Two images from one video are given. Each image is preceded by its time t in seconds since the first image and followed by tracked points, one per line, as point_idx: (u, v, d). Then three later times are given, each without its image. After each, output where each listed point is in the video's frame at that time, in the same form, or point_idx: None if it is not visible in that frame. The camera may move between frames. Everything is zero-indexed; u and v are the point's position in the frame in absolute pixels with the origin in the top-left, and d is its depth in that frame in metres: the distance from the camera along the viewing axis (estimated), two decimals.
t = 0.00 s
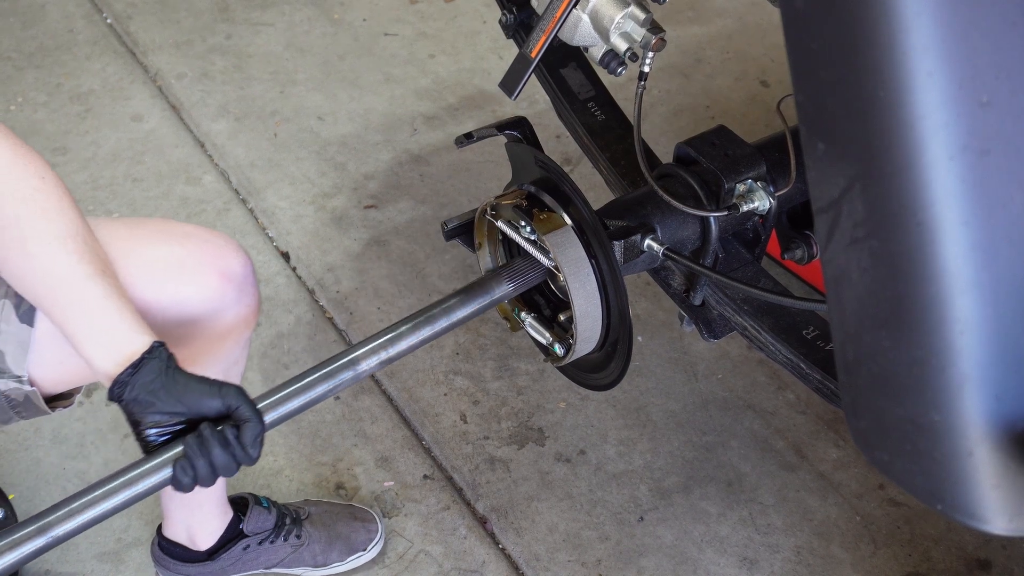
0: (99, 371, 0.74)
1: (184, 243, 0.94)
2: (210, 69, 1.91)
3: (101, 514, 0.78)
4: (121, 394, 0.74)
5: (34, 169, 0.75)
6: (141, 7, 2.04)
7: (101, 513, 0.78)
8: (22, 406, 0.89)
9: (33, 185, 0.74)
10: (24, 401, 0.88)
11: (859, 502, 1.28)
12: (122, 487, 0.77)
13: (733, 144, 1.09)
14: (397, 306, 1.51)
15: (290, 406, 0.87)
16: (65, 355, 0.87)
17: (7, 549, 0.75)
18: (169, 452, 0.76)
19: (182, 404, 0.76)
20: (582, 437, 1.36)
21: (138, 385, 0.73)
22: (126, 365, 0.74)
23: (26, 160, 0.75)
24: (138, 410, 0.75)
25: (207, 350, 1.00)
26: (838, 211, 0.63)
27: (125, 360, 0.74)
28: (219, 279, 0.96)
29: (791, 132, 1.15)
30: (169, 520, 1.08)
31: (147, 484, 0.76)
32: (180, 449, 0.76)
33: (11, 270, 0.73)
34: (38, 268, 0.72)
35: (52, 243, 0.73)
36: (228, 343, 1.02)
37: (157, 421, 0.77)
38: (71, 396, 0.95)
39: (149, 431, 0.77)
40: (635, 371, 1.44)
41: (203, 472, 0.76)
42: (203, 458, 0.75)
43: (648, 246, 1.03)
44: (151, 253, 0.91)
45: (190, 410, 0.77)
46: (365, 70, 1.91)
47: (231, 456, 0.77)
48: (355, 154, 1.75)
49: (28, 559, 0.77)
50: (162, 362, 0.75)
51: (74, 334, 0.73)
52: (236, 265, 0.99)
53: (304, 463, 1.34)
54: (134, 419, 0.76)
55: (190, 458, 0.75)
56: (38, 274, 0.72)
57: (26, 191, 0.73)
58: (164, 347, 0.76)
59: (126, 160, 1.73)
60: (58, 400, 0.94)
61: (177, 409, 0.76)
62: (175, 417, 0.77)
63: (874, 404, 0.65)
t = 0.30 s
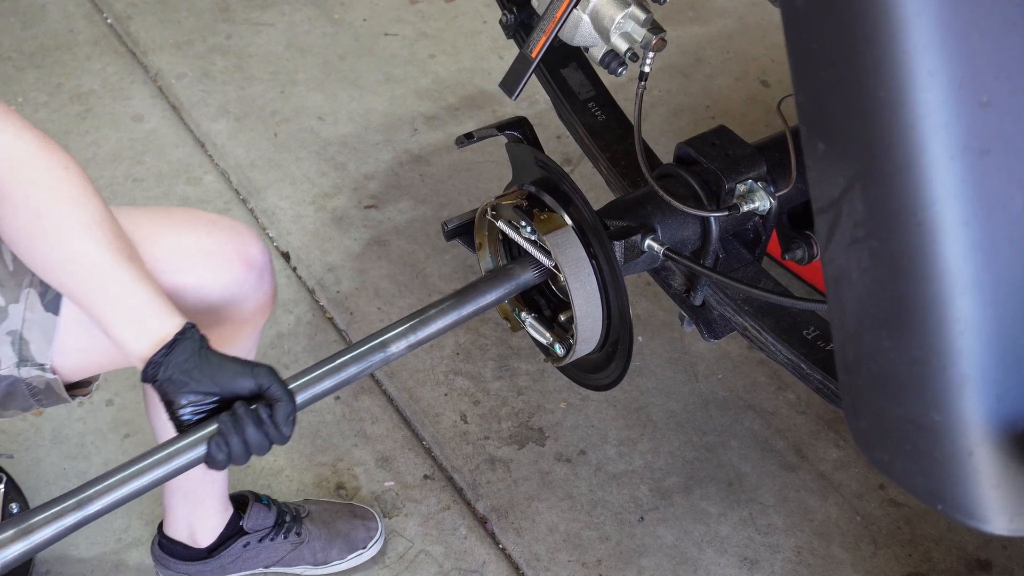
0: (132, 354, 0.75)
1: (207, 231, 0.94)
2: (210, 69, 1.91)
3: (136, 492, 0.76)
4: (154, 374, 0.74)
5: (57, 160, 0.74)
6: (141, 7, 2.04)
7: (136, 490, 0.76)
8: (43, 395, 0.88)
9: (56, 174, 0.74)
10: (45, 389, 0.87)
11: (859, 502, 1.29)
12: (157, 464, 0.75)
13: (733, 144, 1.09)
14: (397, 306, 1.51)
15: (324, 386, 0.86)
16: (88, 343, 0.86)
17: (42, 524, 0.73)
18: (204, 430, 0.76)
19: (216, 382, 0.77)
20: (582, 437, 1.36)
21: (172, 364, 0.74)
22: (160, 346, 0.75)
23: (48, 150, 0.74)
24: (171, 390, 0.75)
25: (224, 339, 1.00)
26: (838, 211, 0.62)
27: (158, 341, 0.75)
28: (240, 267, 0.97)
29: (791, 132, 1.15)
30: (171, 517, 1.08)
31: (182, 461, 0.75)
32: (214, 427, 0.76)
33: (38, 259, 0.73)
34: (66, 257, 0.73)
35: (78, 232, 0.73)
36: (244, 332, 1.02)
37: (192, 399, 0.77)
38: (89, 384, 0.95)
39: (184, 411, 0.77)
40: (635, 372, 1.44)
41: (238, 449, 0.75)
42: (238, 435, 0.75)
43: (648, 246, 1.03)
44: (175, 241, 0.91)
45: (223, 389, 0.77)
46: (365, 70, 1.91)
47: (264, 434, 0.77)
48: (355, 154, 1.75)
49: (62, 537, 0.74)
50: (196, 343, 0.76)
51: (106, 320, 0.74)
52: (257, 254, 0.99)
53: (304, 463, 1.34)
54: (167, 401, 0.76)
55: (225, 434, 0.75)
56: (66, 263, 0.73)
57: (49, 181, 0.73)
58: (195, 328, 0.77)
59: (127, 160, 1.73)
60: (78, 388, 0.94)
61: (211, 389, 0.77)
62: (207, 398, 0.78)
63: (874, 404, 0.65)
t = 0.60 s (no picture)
0: (168, 337, 0.77)
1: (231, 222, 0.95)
2: (210, 69, 1.91)
3: (172, 468, 0.79)
4: (191, 355, 0.76)
5: (82, 151, 0.74)
6: (141, 7, 2.04)
7: (173, 467, 0.79)
8: (71, 383, 0.87)
9: (84, 166, 0.73)
10: (73, 376, 0.87)
11: (859, 502, 1.28)
12: (194, 442, 0.78)
13: (733, 144, 1.09)
14: (397, 306, 1.52)
15: (357, 368, 0.88)
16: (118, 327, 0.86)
17: (81, 498, 0.76)
18: (239, 409, 0.79)
19: (251, 361, 0.78)
20: (582, 438, 1.36)
21: (208, 345, 0.76)
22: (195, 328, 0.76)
23: (72, 141, 0.74)
24: (207, 369, 0.78)
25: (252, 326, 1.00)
26: (839, 211, 0.62)
27: (194, 323, 0.76)
28: (262, 257, 0.97)
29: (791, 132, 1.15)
30: (174, 514, 1.09)
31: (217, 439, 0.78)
32: (251, 406, 0.79)
33: (67, 250, 0.73)
34: (97, 247, 0.73)
35: (107, 222, 0.73)
36: (265, 321, 1.03)
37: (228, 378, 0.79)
38: (112, 370, 0.95)
39: (219, 390, 0.80)
40: (635, 372, 1.44)
41: (274, 428, 0.78)
42: (274, 414, 0.78)
43: (649, 246, 1.03)
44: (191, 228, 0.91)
45: (258, 369, 0.79)
46: (365, 70, 1.91)
47: (300, 414, 0.80)
48: (355, 154, 1.75)
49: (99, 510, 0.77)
50: (231, 324, 0.77)
51: (139, 306, 0.75)
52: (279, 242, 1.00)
53: (304, 463, 1.34)
54: (203, 378, 0.79)
55: (261, 413, 0.78)
56: (97, 253, 0.73)
57: (76, 173, 0.73)
58: (230, 309, 0.78)
59: (127, 160, 1.73)
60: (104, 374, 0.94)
61: (245, 368, 0.79)
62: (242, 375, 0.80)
63: (875, 403, 0.65)
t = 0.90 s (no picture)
0: (205, 321, 0.78)
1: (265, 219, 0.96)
2: (211, 70, 1.91)
3: (207, 446, 0.82)
4: (227, 337, 0.78)
5: (114, 143, 0.73)
6: (141, 8, 2.04)
7: (209, 444, 0.82)
8: (102, 370, 0.88)
9: (117, 160, 0.72)
10: (104, 364, 0.87)
11: (859, 502, 1.28)
12: (231, 420, 0.81)
13: (733, 144, 1.09)
14: (397, 306, 1.52)
15: (390, 352, 0.90)
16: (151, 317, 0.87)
17: (120, 473, 0.78)
18: (274, 390, 0.81)
19: (287, 343, 0.81)
20: (582, 438, 1.36)
21: (244, 327, 0.78)
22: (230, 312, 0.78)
23: (105, 135, 0.73)
24: (242, 352, 0.79)
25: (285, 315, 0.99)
26: (839, 211, 0.62)
27: (229, 306, 0.78)
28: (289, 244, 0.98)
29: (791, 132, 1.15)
30: (178, 512, 1.10)
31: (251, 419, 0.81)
32: (285, 387, 0.81)
33: (103, 244, 0.73)
34: (133, 240, 0.73)
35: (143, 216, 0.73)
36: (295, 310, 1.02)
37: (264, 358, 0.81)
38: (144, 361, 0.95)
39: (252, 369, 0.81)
40: (635, 372, 1.44)
41: (308, 409, 0.81)
42: (308, 395, 0.81)
43: (649, 246, 1.03)
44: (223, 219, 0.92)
45: (292, 350, 0.82)
46: (365, 70, 1.91)
47: (333, 395, 0.82)
48: (355, 154, 1.75)
49: (136, 486, 0.80)
50: (266, 307, 0.79)
51: (176, 294, 0.76)
52: (310, 240, 1.01)
53: (304, 462, 1.34)
54: (237, 360, 0.80)
55: (296, 394, 0.80)
56: (133, 247, 0.73)
57: (109, 168, 0.72)
58: (264, 292, 0.80)
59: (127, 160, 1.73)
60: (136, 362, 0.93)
61: (280, 350, 0.81)
62: (276, 358, 0.82)
63: (875, 404, 0.65)
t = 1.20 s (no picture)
0: (244, 303, 0.80)
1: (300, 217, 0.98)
2: (211, 70, 1.91)
3: (252, 421, 0.81)
4: (267, 316, 0.79)
5: (146, 136, 0.74)
6: (142, 8, 2.04)
7: (253, 419, 0.80)
8: (134, 359, 0.88)
9: (151, 152, 0.74)
10: (136, 352, 0.88)
11: (860, 502, 1.28)
12: (275, 395, 0.80)
13: (733, 144, 1.09)
14: (397, 306, 1.52)
15: (427, 330, 0.92)
16: (186, 306, 0.88)
17: (165, 445, 0.76)
18: (316, 366, 0.81)
19: (327, 321, 0.82)
20: (582, 438, 1.36)
21: (284, 305, 0.79)
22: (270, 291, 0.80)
23: (138, 128, 0.74)
24: (283, 331, 0.80)
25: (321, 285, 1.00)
26: (839, 211, 0.62)
27: (268, 286, 0.80)
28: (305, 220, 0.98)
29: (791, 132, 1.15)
30: (183, 507, 1.11)
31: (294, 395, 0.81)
32: (326, 363, 0.82)
33: (141, 234, 0.75)
34: (172, 228, 0.75)
35: (180, 204, 0.75)
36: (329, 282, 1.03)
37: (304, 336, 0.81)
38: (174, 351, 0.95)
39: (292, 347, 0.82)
40: (636, 372, 1.44)
41: (349, 385, 0.81)
42: (349, 371, 0.81)
43: (649, 246, 1.03)
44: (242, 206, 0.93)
45: (332, 329, 0.82)
46: (365, 70, 1.91)
47: (373, 370, 0.83)
48: (355, 154, 1.75)
49: (181, 460, 0.78)
50: (305, 287, 0.80)
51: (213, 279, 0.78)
52: (342, 241, 1.04)
53: (304, 462, 1.34)
54: (278, 340, 0.81)
55: (337, 369, 0.81)
56: (171, 236, 0.75)
57: (143, 160, 0.73)
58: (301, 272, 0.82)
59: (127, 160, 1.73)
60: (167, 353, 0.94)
61: (320, 328, 0.81)
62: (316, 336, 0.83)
63: (875, 403, 0.65)
